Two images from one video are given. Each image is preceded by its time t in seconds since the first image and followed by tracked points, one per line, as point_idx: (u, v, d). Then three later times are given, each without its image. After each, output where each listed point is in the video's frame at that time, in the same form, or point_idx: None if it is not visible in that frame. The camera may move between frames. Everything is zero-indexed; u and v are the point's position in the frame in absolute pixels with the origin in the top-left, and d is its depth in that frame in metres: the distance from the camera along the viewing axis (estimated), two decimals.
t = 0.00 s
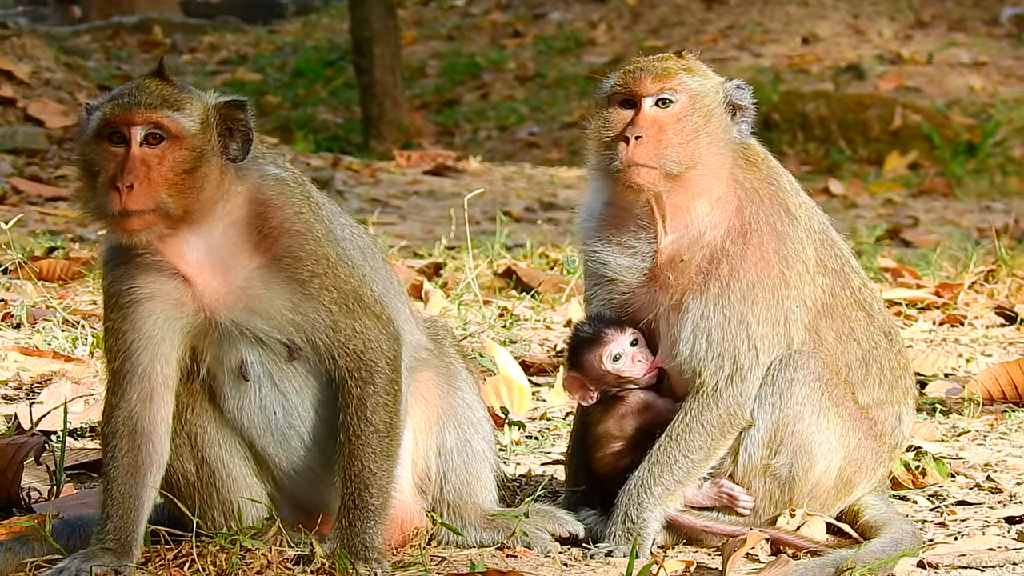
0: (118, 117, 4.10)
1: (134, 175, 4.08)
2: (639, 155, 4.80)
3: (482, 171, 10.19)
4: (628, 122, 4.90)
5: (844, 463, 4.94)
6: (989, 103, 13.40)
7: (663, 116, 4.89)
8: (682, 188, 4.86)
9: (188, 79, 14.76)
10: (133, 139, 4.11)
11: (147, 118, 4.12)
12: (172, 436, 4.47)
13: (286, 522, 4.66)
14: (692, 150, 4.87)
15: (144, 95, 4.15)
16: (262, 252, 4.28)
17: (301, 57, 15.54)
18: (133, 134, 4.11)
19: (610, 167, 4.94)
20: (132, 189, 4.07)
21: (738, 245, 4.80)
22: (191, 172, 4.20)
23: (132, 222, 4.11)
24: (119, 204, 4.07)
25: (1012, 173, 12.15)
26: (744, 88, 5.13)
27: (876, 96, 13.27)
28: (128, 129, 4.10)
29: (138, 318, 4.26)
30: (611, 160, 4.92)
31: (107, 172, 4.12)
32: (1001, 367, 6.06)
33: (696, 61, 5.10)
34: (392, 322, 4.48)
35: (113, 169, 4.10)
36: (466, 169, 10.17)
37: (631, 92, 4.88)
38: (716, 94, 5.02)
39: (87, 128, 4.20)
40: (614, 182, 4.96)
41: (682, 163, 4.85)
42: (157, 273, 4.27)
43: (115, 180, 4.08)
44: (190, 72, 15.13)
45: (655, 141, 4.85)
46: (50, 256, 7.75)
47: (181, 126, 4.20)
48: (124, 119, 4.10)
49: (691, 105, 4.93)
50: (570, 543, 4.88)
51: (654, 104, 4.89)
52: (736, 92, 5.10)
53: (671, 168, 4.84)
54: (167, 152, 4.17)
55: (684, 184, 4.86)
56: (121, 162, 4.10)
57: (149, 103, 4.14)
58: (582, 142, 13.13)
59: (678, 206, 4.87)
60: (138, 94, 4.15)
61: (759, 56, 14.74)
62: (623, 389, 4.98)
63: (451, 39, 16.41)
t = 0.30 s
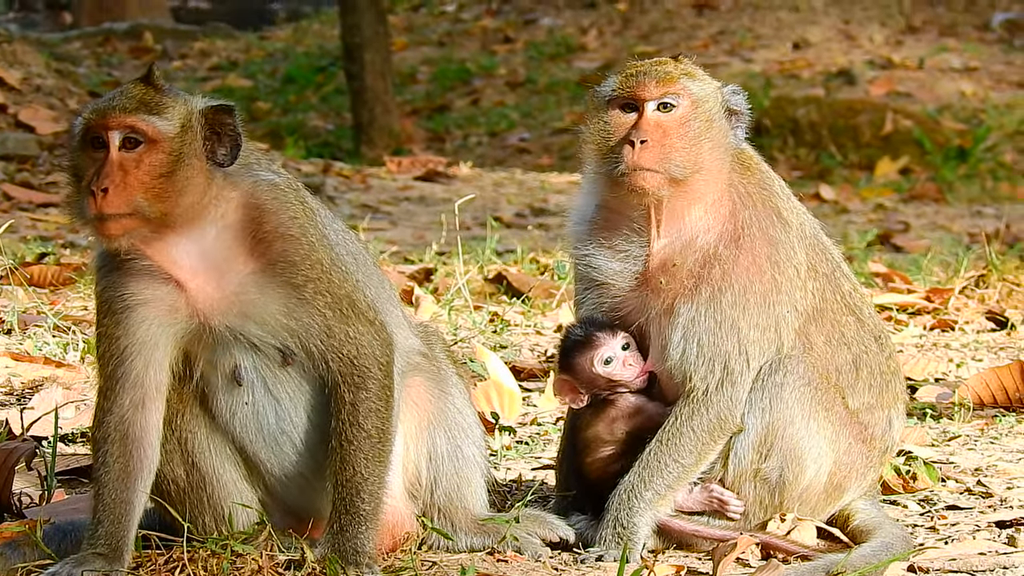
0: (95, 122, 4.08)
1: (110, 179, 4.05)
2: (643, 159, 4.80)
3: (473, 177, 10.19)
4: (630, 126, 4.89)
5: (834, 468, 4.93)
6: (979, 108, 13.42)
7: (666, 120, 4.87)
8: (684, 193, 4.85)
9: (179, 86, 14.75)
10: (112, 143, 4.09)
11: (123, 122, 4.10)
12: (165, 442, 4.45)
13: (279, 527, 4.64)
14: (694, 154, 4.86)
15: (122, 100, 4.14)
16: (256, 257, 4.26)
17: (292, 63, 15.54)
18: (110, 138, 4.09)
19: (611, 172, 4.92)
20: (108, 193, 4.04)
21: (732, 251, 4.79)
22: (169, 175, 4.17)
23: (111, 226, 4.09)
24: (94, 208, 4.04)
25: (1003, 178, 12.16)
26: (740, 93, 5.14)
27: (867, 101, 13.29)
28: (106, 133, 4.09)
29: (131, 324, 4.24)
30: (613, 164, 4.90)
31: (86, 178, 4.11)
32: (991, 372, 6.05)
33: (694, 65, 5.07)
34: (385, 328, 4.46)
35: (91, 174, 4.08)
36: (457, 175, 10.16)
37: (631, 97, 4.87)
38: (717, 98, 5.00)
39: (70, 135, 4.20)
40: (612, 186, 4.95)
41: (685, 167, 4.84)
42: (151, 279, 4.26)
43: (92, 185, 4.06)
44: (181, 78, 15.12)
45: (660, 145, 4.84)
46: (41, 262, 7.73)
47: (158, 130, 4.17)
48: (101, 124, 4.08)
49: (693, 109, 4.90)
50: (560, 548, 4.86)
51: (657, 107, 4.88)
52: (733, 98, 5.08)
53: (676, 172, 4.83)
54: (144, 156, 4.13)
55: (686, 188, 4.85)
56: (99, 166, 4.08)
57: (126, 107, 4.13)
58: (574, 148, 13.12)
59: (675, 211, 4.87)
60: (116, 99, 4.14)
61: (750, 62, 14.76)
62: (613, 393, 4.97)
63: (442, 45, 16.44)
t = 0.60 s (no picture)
0: (90, 128, 4.09)
1: (105, 186, 4.06)
2: (676, 170, 4.76)
3: (466, 180, 10.19)
4: (659, 135, 4.84)
5: (828, 470, 4.92)
6: (973, 110, 13.43)
7: (695, 130, 4.84)
8: (710, 207, 4.81)
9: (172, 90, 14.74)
10: (107, 149, 4.09)
11: (118, 128, 4.10)
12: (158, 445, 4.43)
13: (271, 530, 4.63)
14: (723, 168, 4.82)
15: (116, 105, 4.14)
16: (251, 260, 4.24)
17: (285, 66, 15.52)
18: (105, 144, 4.09)
19: (638, 184, 4.85)
20: (104, 200, 4.05)
21: (739, 259, 4.78)
22: (164, 180, 4.17)
23: (107, 232, 4.09)
24: (91, 215, 4.05)
25: (996, 180, 12.17)
26: (755, 100, 5.10)
27: (860, 103, 13.30)
28: (100, 139, 4.09)
29: (124, 327, 4.22)
30: (641, 173, 4.83)
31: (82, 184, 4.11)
32: (985, 375, 6.03)
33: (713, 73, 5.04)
34: (379, 331, 4.45)
35: (87, 181, 4.09)
36: (450, 178, 10.15)
37: (659, 104, 4.84)
38: (739, 109, 4.97)
39: (65, 142, 4.20)
40: (631, 195, 4.89)
41: (715, 180, 4.79)
42: (144, 282, 4.24)
43: (87, 191, 4.06)
44: (174, 82, 15.11)
45: (690, 156, 4.80)
46: (34, 266, 7.71)
47: (154, 135, 4.17)
48: (96, 130, 4.08)
49: (720, 120, 4.88)
50: (554, 550, 4.85)
51: (684, 117, 4.85)
52: (748, 105, 5.06)
53: (706, 183, 4.78)
54: (138, 162, 4.13)
55: (714, 203, 4.81)
56: (94, 173, 4.09)
57: (120, 112, 4.13)
58: (567, 150, 13.11)
59: (692, 222, 4.83)
60: (111, 105, 4.14)
61: (743, 65, 14.77)
62: (608, 396, 4.95)
63: (435, 48, 16.47)
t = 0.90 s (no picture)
0: (82, 129, 4.07)
1: (97, 188, 4.04)
2: (688, 167, 4.73)
3: (463, 181, 10.19)
4: (672, 133, 4.81)
5: (827, 472, 4.92)
6: (970, 110, 13.43)
7: (708, 128, 4.80)
8: (722, 205, 4.81)
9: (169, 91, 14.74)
10: (98, 151, 4.08)
11: (109, 130, 4.09)
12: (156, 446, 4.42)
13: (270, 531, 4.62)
14: (736, 167, 4.81)
15: (109, 107, 4.13)
16: (247, 262, 4.24)
17: (282, 67, 15.52)
18: (96, 146, 4.08)
19: (649, 180, 4.82)
20: (95, 201, 4.04)
21: (747, 263, 4.78)
22: (156, 182, 4.16)
23: (99, 233, 4.08)
24: (82, 216, 4.04)
25: (993, 180, 12.16)
26: (767, 102, 5.08)
27: (858, 104, 13.31)
28: (91, 141, 4.07)
29: (122, 328, 4.21)
30: (653, 171, 4.80)
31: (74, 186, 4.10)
32: (982, 375, 6.03)
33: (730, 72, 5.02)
34: (375, 332, 4.44)
35: (79, 182, 4.08)
36: (447, 179, 10.15)
37: (672, 102, 4.80)
38: (752, 108, 4.95)
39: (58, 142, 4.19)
40: (639, 190, 4.88)
41: (728, 178, 4.79)
42: (142, 284, 4.23)
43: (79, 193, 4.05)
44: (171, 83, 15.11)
45: (703, 154, 4.77)
46: (32, 267, 7.71)
47: (145, 137, 4.15)
48: (88, 131, 4.07)
49: (732, 118, 4.85)
50: (552, 551, 4.84)
51: (698, 114, 4.81)
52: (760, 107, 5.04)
53: (718, 181, 4.77)
54: (130, 164, 4.12)
55: (727, 199, 4.81)
56: (86, 174, 4.07)
57: (112, 114, 4.12)
58: (564, 151, 13.11)
59: (702, 221, 4.82)
60: (102, 106, 4.13)
61: (740, 66, 14.78)
62: (608, 396, 4.93)
63: (432, 49, 16.48)
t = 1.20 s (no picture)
0: (116, 125, 4.04)
1: (135, 185, 4.04)
2: (686, 164, 4.74)
3: (462, 180, 10.18)
4: (668, 131, 4.79)
5: (825, 471, 4.92)
6: (969, 109, 13.42)
7: (704, 125, 4.79)
8: (719, 202, 4.80)
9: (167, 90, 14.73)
10: (132, 147, 4.05)
11: (146, 126, 4.07)
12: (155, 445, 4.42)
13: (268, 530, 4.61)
14: (734, 163, 4.81)
15: (139, 103, 4.09)
16: (249, 262, 4.24)
17: (281, 66, 15.51)
18: (131, 142, 4.05)
19: (647, 179, 4.82)
20: (135, 199, 4.03)
21: (746, 262, 4.77)
22: (192, 179, 4.18)
23: (133, 231, 4.07)
24: (121, 214, 4.03)
25: (992, 179, 12.16)
26: (764, 100, 5.08)
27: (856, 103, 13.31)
28: (126, 137, 4.05)
29: (122, 327, 4.21)
30: (653, 168, 4.79)
31: (102, 182, 4.05)
32: (981, 374, 6.03)
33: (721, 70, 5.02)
34: (376, 333, 4.44)
35: (110, 179, 4.04)
36: (445, 178, 10.15)
37: (669, 101, 4.79)
38: (750, 106, 4.94)
39: (77, 137, 4.13)
40: (633, 188, 4.88)
41: (726, 174, 4.79)
42: (142, 284, 4.22)
43: (115, 191, 4.03)
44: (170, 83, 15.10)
45: (700, 151, 4.77)
46: (30, 266, 7.70)
47: (179, 135, 4.16)
48: (123, 126, 4.04)
49: (729, 115, 4.83)
50: (549, 550, 4.83)
51: (694, 112, 4.79)
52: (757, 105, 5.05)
53: (716, 178, 4.77)
54: (165, 162, 4.13)
55: (721, 197, 4.80)
56: (119, 172, 4.04)
57: (147, 111, 4.09)
58: (563, 151, 13.10)
59: (699, 220, 4.81)
60: (134, 102, 4.09)
61: (738, 65, 14.78)
62: (607, 396, 4.94)
63: (430, 48, 16.47)
